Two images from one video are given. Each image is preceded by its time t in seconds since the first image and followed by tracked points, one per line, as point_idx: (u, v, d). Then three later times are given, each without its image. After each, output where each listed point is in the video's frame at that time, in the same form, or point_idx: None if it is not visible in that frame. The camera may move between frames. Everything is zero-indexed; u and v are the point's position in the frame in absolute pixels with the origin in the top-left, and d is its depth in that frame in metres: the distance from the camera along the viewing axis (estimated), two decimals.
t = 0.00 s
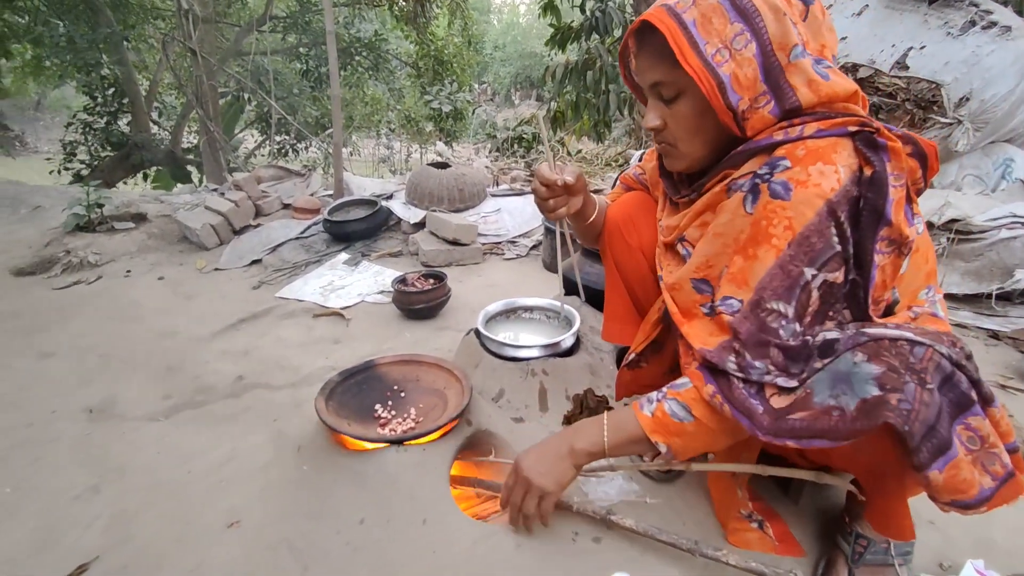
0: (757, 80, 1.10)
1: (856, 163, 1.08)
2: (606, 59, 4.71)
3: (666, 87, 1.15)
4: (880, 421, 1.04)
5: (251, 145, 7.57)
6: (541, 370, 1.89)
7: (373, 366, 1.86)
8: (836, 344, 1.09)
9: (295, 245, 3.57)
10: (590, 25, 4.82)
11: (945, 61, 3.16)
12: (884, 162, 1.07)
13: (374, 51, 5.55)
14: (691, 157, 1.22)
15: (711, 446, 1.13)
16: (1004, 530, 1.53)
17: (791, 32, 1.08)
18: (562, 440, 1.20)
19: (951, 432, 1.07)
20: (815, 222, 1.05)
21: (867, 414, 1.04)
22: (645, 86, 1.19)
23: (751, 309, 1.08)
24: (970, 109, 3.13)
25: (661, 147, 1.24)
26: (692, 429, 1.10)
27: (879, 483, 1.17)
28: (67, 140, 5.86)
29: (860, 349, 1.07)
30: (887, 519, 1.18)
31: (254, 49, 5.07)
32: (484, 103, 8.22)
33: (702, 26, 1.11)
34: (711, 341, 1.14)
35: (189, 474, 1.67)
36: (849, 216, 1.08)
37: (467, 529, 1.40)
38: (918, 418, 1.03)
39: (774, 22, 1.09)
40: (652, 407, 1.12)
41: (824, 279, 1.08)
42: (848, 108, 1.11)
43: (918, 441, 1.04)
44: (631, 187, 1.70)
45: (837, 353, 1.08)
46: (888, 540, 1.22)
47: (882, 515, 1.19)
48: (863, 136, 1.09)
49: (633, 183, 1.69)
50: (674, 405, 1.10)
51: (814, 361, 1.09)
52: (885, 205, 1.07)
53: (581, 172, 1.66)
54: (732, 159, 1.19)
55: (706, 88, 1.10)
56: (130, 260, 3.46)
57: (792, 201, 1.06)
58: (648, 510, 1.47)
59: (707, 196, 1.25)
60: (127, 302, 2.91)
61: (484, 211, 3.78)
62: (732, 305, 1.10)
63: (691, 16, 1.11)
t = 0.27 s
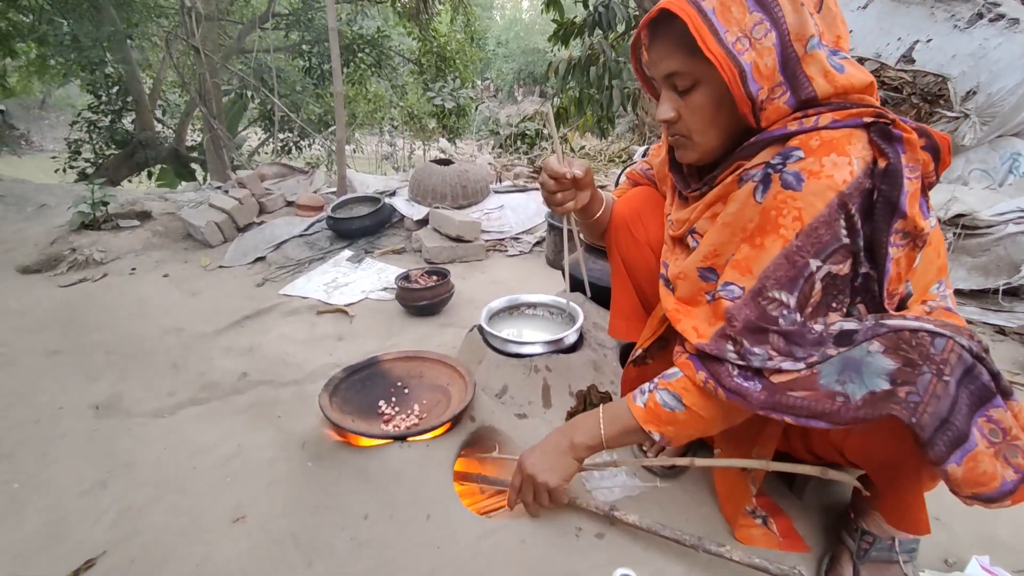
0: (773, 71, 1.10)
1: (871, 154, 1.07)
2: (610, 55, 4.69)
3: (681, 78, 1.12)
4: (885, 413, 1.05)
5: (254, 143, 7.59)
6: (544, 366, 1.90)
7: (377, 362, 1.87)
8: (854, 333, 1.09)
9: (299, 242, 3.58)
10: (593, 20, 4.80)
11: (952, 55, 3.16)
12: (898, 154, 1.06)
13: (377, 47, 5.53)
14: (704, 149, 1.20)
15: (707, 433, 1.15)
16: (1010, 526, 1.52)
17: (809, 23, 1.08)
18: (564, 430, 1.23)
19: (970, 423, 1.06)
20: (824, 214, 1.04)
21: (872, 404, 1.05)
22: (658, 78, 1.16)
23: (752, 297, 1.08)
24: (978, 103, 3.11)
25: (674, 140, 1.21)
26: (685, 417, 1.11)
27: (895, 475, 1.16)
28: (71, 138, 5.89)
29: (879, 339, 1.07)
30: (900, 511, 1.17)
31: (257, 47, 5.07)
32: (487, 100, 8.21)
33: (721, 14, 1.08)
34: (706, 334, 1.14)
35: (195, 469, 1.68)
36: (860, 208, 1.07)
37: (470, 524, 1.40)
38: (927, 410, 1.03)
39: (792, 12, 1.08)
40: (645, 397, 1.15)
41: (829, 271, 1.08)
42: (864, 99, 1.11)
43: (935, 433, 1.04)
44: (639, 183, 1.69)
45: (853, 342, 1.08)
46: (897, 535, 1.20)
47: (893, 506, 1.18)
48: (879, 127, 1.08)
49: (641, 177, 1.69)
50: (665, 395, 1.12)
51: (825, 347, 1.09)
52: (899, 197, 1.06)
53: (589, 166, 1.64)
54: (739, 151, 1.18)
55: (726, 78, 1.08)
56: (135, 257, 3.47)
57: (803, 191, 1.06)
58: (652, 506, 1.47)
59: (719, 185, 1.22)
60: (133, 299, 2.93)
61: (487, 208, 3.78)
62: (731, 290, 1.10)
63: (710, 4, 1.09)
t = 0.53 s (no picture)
0: (778, 65, 1.09)
1: (871, 150, 1.07)
2: (611, 50, 4.67)
3: (685, 73, 1.11)
4: (874, 413, 1.04)
5: (255, 140, 7.60)
6: (546, 362, 1.90)
7: (379, 358, 1.87)
8: (845, 329, 1.09)
9: (300, 238, 3.59)
10: (594, 16, 4.77)
11: (955, 48, 3.22)
12: (899, 150, 1.06)
13: (378, 44, 5.47)
14: (707, 144, 1.20)
15: (706, 427, 1.16)
16: (1012, 521, 1.52)
17: (813, 17, 1.07)
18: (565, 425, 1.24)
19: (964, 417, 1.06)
20: (824, 210, 1.04)
21: (864, 404, 1.04)
22: (662, 72, 1.16)
23: (751, 292, 1.08)
24: (981, 97, 3.11)
25: (678, 134, 1.20)
26: (686, 412, 1.12)
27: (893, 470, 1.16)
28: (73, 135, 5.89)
29: (868, 334, 1.06)
30: (898, 506, 1.18)
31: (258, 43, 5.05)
32: (488, 96, 8.19)
33: (725, 8, 1.07)
34: (708, 329, 1.15)
35: (198, 465, 1.68)
36: (860, 204, 1.07)
37: (473, 520, 1.41)
38: (916, 408, 1.02)
39: (797, 6, 1.07)
40: (647, 394, 1.15)
41: (828, 266, 1.08)
42: (867, 95, 1.10)
43: (930, 430, 1.03)
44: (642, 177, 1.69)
45: (844, 339, 1.07)
46: (898, 530, 1.21)
47: (892, 501, 1.19)
48: (880, 123, 1.07)
49: (644, 172, 1.69)
50: (668, 392, 1.12)
51: (820, 345, 1.09)
52: (898, 193, 1.06)
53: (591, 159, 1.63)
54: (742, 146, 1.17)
55: (730, 74, 1.07)
56: (137, 254, 3.48)
57: (803, 187, 1.05)
58: (654, 502, 1.47)
59: (722, 179, 1.22)
60: (135, 296, 2.94)
61: (488, 204, 3.78)
62: (733, 286, 1.11)
63: None
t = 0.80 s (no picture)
0: (770, 66, 1.08)
1: (864, 150, 1.07)
2: (612, 45, 4.65)
3: (676, 77, 1.11)
4: (873, 411, 1.04)
5: (255, 136, 7.59)
6: (547, 358, 1.90)
7: (380, 354, 1.87)
8: (844, 326, 1.09)
9: (301, 235, 3.58)
10: (594, 12, 4.75)
11: (959, 44, 3.20)
12: (892, 149, 1.06)
13: (378, 40, 5.45)
14: (701, 146, 1.19)
15: (699, 427, 1.16)
16: (1013, 517, 1.52)
17: (804, 17, 1.06)
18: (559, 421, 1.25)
19: (961, 412, 1.05)
20: (817, 210, 1.05)
21: (864, 401, 1.05)
22: (653, 76, 1.15)
23: (744, 293, 1.08)
24: (984, 92, 3.09)
25: (672, 137, 1.20)
26: (679, 411, 1.12)
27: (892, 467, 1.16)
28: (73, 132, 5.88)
29: (868, 331, 1.07)
30: (898, 502, 1.18)
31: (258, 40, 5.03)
32: (488, 92, 8.18)
33: (713, 13, 1.07)
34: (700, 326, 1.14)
35: (200, 462, 1.69)
36: (853, 205, 1.07)
37: (474, 516, 1.41)
38: (916, 404, 1.02)
39: (786, 7, 1.07)
40: (640, 392, 1.15)
41: (821, 267, 1.09)
42: (860, 94, 1.09)
43: (930, 428, 1.03)
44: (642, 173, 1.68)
45: (843, 336, 1.08)
46: (899, 525, 1.21)
47: (893, 497, 1.18)
48: (873, 122, 1.07)
49: (643, 169, 1.68)
50: (660, 390, 1.12)
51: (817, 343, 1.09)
52: (892, 193, 1.07)
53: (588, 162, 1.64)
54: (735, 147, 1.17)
55: (721, 77, 1.07)
56: (138, 251, 3.48)
57: (795, 188, 1.05)
58: (657, 498, 1.47)
59: (715, 180, 1.22)
60: (136, 293, 2.94)
61: (489, 200, 3.77)
62: (725, 286, 1.10)
63: (702, 3, 1.07)
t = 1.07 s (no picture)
0: (773, 64, 1.09)
1: (863, 154, 1.07)
2: (612, 41, 4.63)
3: (681, 75, 1.10)
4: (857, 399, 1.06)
5: (255, 133, 7.57)
6: (547, 355, 1.90)
7: (381, 351, 1.86)
8: (845, 313, 1.08)
9: (301, 232, 3.58)
10: (594, 7, 4.72)
11: (960, 39, 3.20)
12: (891, 153, 1.06)
13: (378, 36, 5.46)
14: (703, 145, 1.19)
15: (676, 412, 1.17)
16: (1012, 513, 1.52)
17: (809, 16, 1.07)
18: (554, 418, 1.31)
19: (957, 408, 1.05)
20: (807, 213, 1.05)
21: (846, 384, 1.06)
22: (655, 73, 1.14)
23: (721, 285, 1.09)
24: (985, 88, 3.09)
25: (674, 135, 1.20)
26: (653, 398, 1.13)
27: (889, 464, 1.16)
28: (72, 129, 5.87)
29: (869, 324, 1.07)
30: (901, 497, 1.16)
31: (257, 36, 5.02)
32: (488, 88, 8.17)
33: (723, 9, 1.06)
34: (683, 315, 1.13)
35: (201, 459, 1.69)
36: (847, 209, 1.07)
37: (475, 512, 1.41)
38: (901, 395, 1.04)
39: (793, 5, 1.07)
40: (617, 381, 1.18)
41: (804, 268, 1.10)
42: (862, 95, 1.09)
43: (911, 418, 1.04)
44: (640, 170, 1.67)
45: (843, 320, 1.08)
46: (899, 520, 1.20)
47: (891, 491, 1.17)
48: (873, 125, 1.07)
49: (641, 165, 1.67)
50: (635, 378, 1.14)
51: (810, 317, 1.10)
52: (890, 198, 1.07)
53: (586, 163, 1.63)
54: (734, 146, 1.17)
55: (730, 75, 1.06)
56: (138, 248, 3.47)
57: (790, 189, 1.05)
58: (656, 494, 1.47)
59: (711, 178, 1.22)
60: (136, 290, 2.94)
61: (489, 197, 3.77)
62: (704, 276, 1.11)
63: None
